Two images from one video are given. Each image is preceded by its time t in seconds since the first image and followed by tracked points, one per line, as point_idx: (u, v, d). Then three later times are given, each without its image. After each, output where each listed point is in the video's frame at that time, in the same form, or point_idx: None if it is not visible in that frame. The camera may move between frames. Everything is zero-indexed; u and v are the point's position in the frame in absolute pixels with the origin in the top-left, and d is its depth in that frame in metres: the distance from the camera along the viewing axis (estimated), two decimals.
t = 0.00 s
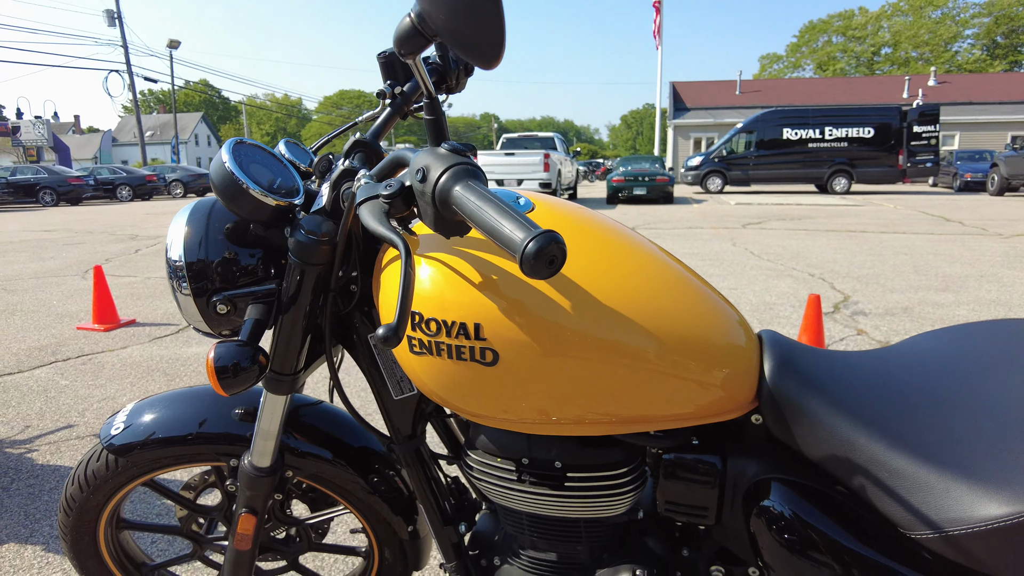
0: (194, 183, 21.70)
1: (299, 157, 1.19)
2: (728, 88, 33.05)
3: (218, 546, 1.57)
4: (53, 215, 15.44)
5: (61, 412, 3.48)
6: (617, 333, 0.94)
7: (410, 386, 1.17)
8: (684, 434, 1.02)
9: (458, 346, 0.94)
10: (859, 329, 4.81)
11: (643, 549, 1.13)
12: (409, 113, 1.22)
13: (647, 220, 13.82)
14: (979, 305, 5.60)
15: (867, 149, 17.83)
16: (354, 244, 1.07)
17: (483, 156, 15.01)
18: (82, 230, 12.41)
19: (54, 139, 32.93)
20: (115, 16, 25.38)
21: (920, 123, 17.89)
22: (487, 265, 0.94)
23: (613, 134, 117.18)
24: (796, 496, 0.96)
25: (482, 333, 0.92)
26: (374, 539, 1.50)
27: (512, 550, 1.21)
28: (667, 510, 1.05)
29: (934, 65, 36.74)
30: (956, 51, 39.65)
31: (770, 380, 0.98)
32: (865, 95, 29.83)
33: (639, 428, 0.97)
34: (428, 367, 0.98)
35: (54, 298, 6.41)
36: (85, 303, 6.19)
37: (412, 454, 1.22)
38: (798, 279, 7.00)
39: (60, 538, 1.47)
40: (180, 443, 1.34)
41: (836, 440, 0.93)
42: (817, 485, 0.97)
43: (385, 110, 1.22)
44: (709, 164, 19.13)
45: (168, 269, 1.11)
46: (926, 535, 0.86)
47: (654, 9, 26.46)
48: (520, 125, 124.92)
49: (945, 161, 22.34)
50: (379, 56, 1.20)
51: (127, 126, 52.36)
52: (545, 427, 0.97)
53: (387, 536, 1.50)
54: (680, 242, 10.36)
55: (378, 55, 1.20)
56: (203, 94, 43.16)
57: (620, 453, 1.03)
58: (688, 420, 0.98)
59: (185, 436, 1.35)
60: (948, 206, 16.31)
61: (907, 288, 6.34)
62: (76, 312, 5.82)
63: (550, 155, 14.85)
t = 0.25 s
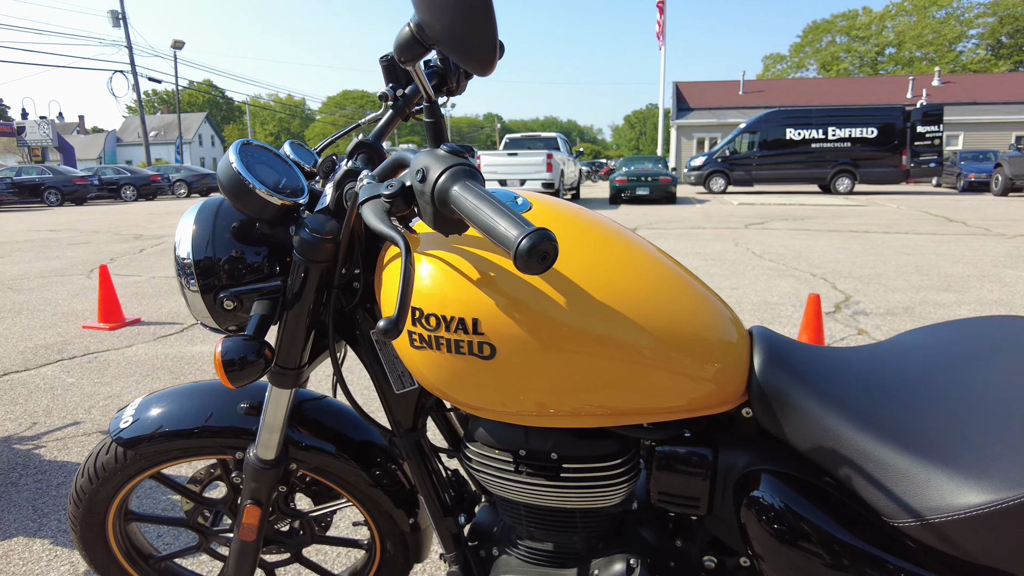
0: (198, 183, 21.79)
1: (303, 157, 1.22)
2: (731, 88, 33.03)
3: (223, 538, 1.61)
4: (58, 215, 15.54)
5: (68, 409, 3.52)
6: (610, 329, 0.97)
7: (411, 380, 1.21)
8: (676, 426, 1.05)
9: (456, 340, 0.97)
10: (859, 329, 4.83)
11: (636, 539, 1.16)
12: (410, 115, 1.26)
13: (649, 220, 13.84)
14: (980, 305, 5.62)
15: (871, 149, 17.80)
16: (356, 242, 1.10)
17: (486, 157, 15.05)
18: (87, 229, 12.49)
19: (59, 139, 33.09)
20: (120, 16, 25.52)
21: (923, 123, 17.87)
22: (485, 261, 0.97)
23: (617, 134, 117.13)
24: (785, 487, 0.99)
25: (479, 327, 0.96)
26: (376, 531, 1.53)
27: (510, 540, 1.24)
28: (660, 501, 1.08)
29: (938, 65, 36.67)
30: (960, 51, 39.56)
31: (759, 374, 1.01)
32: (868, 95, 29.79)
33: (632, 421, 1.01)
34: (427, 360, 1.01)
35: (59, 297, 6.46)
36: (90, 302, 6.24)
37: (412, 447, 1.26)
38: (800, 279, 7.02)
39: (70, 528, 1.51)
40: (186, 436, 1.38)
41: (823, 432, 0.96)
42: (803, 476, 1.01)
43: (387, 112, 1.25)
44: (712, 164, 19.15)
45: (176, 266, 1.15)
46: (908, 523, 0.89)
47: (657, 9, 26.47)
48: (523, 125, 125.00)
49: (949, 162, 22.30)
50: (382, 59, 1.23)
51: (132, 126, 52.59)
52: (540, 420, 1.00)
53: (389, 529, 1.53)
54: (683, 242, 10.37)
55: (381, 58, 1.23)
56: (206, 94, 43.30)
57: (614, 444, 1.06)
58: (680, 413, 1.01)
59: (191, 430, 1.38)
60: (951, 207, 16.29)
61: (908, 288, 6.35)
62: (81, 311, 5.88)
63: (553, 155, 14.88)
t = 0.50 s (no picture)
0: (200, 183, 21.91)
1: (297, 151, 1.30)
2: (733, 88, 33.04)
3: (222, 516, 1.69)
4: (62, 214, 15.67)
5: (73, 402, 3.61)
6: (578, 308, 1.05)
7: (397, 361, 1.28)
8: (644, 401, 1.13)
9: (435, 318, 1.05)
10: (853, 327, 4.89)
11: (608, 510, 1.24)
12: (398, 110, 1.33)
13: (650, 219, 13.90)
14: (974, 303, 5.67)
15: (872, 149, 17.82)
16: (345, 229, 1.17)
17: (488, 157, 15.13)
18: (91, 228, 12.60)
19: (62, 140, 33.25)
20: (123, 17, 25.68)
21: (925, 123, 17.86)
22: (462, 246, 1.05)
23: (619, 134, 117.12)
24: (743, 456, 1.07)
25: (455, 306, 1.03)
26: (367, 509, 1.61)
27: (491, 513, 1.32)
28: (628, 472, 1.16)
29: (941, 65, 36.62)
30: (963, 51, 39.51)
31: (718, 352, 1.08)
32: (871, 96, 29.80)
33: (600, 395, 1.08)
34: (410, 337, 1.08)
35: (64, 294, 6.55)
36: (93, 299, 6.33)
37: (400, 424, 1.33)
38: (797, 277, 7.08)
39: (77, 505, 1.59)
40: (187, 415, 1.46)
41: (776, 404, 1.03)
42: (759, 446, 1.08)
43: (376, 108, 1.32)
44: (714, 164, 19.21)
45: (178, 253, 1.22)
46: (852, 487, 0.97)
47: (659, 10, 26.52)
48: (526, 126, 125.05)
49: (951, 162, 22.29)
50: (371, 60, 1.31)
51: (135, 126, 52.81)
52: (514, 393, 1.08)
53: (380, 507, 1.61)
54: (682, 242, 10.43)
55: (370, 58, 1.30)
56: (210, 94, 43.46)
57: (584, 418, 1.14)
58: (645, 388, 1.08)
59: (191, 409, 1.47)
60: (952, 207, 16.31)
61: (904, 286, 6.40)
62: (85, 308, 5.97)
63: (554, 155, 14.95)
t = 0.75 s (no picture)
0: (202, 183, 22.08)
1: (282, 146, 1.39)
2: (734, 89, 33.10)
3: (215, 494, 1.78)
4: (65, 215, 15.80)
5: (75, 394, 3.71)
6: (537, 289, 1.14)
7: (376, 341, 1.37)
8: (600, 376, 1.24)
9: (405, 299, 1.15)
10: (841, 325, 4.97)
11: (572, 480, 1.33)
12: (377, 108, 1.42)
13: (648, 219, 13.98)
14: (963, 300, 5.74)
15: (871, 149, 17.86)
16: (326, 219, 1.27)
17: (487, 157, 15.23)
18: (94, 228, 12.73)
19: (65, 141, 33.44)
20: (126, 19, 25.84)
21: (924, 124, 17.84)
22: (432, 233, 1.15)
23: (621, 135, 117.19)
24: (688, 428, 1.17)
25: (423, 288, 1.14)
26: (353, 487, 1.70)
27: (465, 486, 1.41)
28: (587, 444, 1.25)
29: (942, 66, 36.64)
30: (964, 51, 39.53)
31: (665, 331, 1.17)
32: (871, 96, 29.85)
33: (557, 370, 1.18)
34: (383, 317, 1.18)
35: (67, 292, 6.67)
36: (95, 297, 6.44)
37: (379, 402, 1.43)
38: (790, 275, 7.16)
39: (78, 481, 1.69)
40: (181, 395, 1.57)
41: (718, 377, 1.12)
42: (704, 417, 1.18)
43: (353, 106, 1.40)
44: (713, 164, 19.30)
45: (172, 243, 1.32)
46: (785, 453, 1.06)
47: (660, 11, 26.60)
48: (528, 126, 125.19)
49: (950, 162, 22.34)
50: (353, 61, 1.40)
51: (138, 128, 52.99)
52: (479, 369, 1.18)
53: (365, 485, 1.70)
54: (679, 241, 10.52)
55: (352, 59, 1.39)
56: (212, 96, 43.64)
57: (546, 392, 1.24)
58: (598, 364, 1.18)
59: (186, 389, 1.57)
60: (950, 206, 16.37)
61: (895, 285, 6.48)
62: (87, 306, 6.07)
63: (553, 155, 15.04)
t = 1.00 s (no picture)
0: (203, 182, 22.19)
1: (267, 147, 1.46)
2: (734, 88, 33.14)
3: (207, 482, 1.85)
4: (67, 214, 15.89)
5: (75, 389, 3.78)
6: (507, 282, 1.21)
7: (358, 333, 1.43)
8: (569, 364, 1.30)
9: (381, 290, 1.22)
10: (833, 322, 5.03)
11: (544, 464, 1.40)
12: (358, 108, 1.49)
13: (646, 218, 14.03)
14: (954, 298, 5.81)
15: (870, 148, 17.92)
16: (308, 216, 1.34)
17: (487, 157, 15.30)
18: (96, 228, 12.82)
19: (67, 141, 33.53)
20: (127, 19, 25.93)
21: (922, 123, 17.75)
22: (406, 229, 1.22)
23: (622, 134, 117.23)
24: (651, 413, 1.23)
25: (397, 279, 1.20)
26: (340, 474, 1.77)
27: (443, 471, 1.48)
28: (556, 428, 1.31)
29: (942, 65, 36.64)
30: (964, 50, 39.54)
31: (628, 322, 1.24)
32: (871, 96, 29.88)
33: (527, 358, 1.24)
34: (361, 308, 1.25)
35: (68, 291, 6.75)
36: (96, 295, 6.52)
37: (361, 390, 1.49)
38: (784, 274, 7.21)
39: (76, 468, 1.76)
40: (174, 385, 1.64)
41: (675, 364, 1.19)
42: (666, 403, 1.25)
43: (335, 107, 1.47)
44: (712, 163, 19.34)
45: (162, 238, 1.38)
46: (738, 436, 1.13)
47: (660, 10, 26.65)
48: (529, 126, 125.25)
49: (949, 161, 22.36)
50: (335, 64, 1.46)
51: (139, 127, 53.12)
52: (454, 357, 1.24)
53: (350, 473, 1.77)
54: (676, 239, 10.58)
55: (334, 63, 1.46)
56: (213, 96, 43.71)
57: (517, 379, 1.30)
58: (566, 352, 1.24)
59: (178, 379, 1.65)
60: (948, 206, 16.40)
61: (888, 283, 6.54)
62: (88, 304, 6.15)
63: (552, 155, 15.11)
